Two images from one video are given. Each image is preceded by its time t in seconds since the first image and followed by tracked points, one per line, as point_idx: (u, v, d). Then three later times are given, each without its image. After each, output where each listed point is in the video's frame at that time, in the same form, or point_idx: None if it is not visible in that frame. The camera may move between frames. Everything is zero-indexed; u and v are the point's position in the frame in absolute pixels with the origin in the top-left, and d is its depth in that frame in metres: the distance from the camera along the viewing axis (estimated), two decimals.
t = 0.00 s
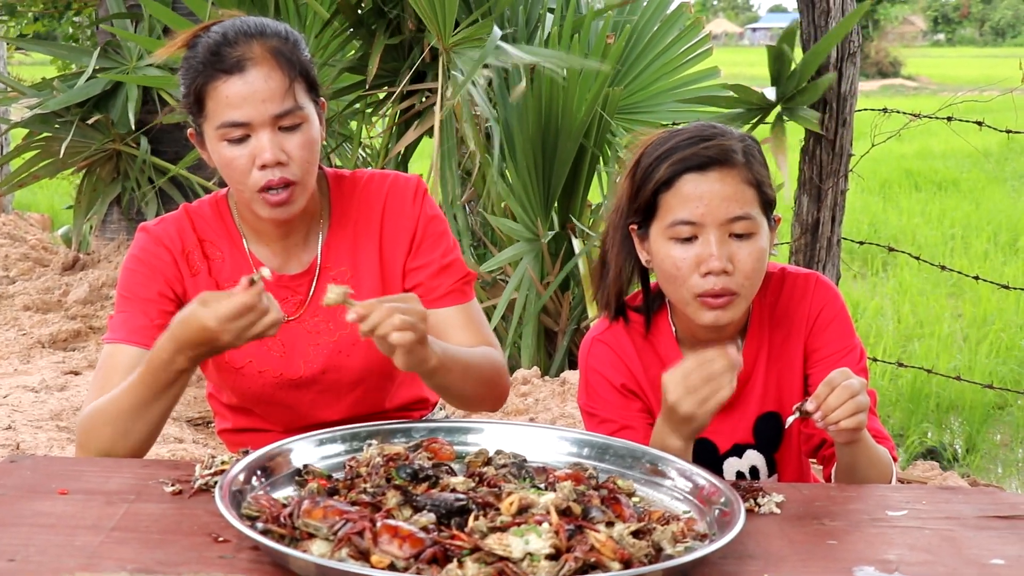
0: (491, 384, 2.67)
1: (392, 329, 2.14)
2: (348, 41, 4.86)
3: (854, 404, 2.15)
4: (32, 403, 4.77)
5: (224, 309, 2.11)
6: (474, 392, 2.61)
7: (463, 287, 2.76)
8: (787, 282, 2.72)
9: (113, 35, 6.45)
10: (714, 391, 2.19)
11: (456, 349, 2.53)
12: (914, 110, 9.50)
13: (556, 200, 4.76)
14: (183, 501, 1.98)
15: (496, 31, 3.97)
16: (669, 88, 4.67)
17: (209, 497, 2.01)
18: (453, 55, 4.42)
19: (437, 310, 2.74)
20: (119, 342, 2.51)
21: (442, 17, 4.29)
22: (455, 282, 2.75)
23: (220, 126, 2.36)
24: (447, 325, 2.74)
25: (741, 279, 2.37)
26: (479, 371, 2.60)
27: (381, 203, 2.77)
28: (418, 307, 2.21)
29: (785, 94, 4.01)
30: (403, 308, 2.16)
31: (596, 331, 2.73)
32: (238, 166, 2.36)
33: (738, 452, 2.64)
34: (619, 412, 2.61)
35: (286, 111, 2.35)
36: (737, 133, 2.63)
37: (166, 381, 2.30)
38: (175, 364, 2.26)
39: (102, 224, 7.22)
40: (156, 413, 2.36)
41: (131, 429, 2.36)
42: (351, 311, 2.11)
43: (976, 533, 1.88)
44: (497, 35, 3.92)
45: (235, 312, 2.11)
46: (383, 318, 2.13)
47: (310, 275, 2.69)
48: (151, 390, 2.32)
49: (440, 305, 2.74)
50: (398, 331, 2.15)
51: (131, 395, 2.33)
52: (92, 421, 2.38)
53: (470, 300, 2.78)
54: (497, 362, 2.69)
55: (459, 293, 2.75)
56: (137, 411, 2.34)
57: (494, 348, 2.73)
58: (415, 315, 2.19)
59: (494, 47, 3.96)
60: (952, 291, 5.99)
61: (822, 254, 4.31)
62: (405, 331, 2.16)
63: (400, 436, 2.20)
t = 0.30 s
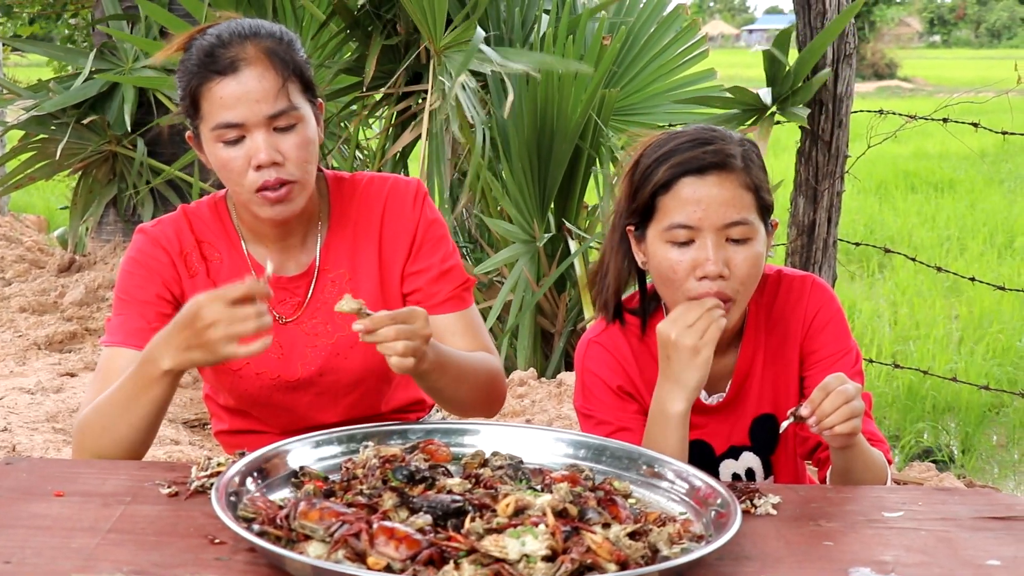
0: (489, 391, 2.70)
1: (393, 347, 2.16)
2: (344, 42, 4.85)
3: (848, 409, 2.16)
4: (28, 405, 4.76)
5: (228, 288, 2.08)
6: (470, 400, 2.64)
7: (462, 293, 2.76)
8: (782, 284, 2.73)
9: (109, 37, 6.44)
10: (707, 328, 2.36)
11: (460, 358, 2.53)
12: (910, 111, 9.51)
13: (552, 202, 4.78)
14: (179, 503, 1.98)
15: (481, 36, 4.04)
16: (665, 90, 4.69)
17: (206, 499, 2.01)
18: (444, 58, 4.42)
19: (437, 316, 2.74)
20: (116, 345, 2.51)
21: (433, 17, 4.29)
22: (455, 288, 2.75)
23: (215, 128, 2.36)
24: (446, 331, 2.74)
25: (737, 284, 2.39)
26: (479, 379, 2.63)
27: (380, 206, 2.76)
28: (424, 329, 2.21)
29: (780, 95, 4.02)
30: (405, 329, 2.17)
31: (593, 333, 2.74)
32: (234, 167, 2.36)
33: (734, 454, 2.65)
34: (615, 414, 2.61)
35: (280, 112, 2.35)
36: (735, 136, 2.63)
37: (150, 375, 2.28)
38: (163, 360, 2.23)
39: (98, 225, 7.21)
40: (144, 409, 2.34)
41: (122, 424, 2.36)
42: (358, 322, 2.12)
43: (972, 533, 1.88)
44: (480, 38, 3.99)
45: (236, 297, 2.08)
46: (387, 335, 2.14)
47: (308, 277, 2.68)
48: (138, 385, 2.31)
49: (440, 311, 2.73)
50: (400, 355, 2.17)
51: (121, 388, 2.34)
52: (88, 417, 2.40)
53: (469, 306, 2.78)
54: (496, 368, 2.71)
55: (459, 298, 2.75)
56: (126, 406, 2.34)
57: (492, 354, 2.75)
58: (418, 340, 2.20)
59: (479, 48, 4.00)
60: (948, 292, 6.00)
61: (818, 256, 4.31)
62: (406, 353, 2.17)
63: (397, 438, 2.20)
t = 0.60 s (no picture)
0: (483, 395, 2.71)
1: (362, 352, 2.17)
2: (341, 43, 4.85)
3: (844, 408, 2.16)
4: (25, 406, 4.76)
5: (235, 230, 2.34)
6: (461, 403, 2.64)
7: (460, 297, 2.77)
8: (779, 284, 2.73)
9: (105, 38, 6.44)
10: (704, 327, 2.38)
11: (448, 362, 2.54)
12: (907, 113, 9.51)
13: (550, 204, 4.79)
14: (176, 505, 1.97)
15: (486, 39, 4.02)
16: (662, 91, 4.70)
17: (202, 500, 2.00)
18: (445, 58, 4.41)
19: (434, 321, 2.75)
20: (115, 345, 2.51)
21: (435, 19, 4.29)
22: (453, 293, 2.76)
23: (188, 146, 2.32)
24: (444, 334, 2.76)
25: (732, 286, 2.39)
26: (469, 382, 2.63)
27: (378, 207, 2.76)
28: (398, 333, 2.21)
29: (779, 96, 4.03)
30: (375, 334, 2.17)
31: (589, 334, 2.73)
32: (209, 184, 2.32)
33: (730, 455, 2.65)
34: (612, 415, 2.61)
35: (249, 130, 2.30)
36: (736, 139, 2.62)
37: (165, 333, 2.37)
38: (178, 310, 2.33)
39: (95, 226, 7.21)
40: (158, 373, 2.41)
41: (137, 395, 2.42)
42: (330, 323, 2.12)
43: (969, 534, 1.88)
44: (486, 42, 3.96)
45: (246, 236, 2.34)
46: (359, 339, 2.15)
47: (305, 279, 2.67)
48: (150, 348, 2.39)
49: (438, 316, 2.75)
50: (370, 358, 2.18)
51: (133, 357, 2.41)
52: (97, 399, 2.43)
53: (467, 310, 2.79)
54: (491, 372, 2.71)
55: (456, 304, 2.76)
56: (139, 374, 2.41)
57: (489, 358, 2.77)
58: (390, 344, 2.20)
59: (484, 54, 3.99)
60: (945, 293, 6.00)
61: (815, 256, 4.31)
62: (376, 356, 2.18)
63: (394, 439, 2.20)
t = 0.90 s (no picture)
0: (475, 394, 2.72)
1: (345, 351, 2.16)
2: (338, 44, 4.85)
3: (839, 406, 2.16)
4: (22, 407, 4.75)
5: (214, 219, 2.36)
6: (453, 402, 2.65)
7: (453, 297, 2.77)
8: (775, 284, 2.73)
9: (102, 39, 6.44)
10: (700, 326, 2.40)
11: (435, 360, 2.54)
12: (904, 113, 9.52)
13: (547, 205, 4.79)
14: (173, 506, 1.97)
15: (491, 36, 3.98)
16: (660, 91, 4.68)
17: (199, 501, 2.00)
18: (446, 57, 4.40)
19: (428, 321, 2.76)
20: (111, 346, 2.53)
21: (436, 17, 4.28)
22: (445, 293, 2.76)
23: (177, 153, 2.31)
24: (437, 335, 2.76)
25: (728, 286, 2.39)
26: (460, 380, 2.63)
27: (370, 207, 2.76)
28: (380, 332, 2.21)
29: (778, 97, 4.03)
30: (356, 333, 2.17)
31: (584, 335, 2.73)
32: (196, 190, 2.32)
33: (727, 455, 2.65)
34: (608, 415, 2.62)
35: (236, 143, 2.28)
36: (735, 139, 2.62)
37: (152, 328, 2.40)
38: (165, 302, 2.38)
39: (91, 227, 7.20)
40: (147, 369, 2.44)
41: (128, 392, 2.44)
42: (311, 325, 2.12)
43: (965, 534, 1.89)
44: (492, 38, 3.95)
45: (226, 225, 2.36)
46: (341, 340, 2.14)
47: (298, 278, 2.68)
48: (140, 342, 2.42)
49: (431, 316, 2.75)
50: (354, 358, 2.17)
51: (122, 354, 2.44)
52: (90, 397, 2.45)
53: (460, 310, 2.79)
54: (482, 371, 2.72)
55: (450, 303, 2.76)
56: (129, 371, 2.44)
57: (482, 358, 2.77)
58: (373, 342, 2.20)
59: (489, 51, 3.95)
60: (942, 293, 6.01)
61: (812, 257, 4.31)
62: (359, 355, 2.17)
63: (390, 440, 2.20)
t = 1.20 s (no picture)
0: (473, 394, 2.72)
1: (339, 348, 2.16)
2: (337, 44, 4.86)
3: (836, 407, 2.16)
4: (20, 408, 4.75)
5: (213, 221, 2.36)
6: (450, 401, 2.65)
7: (450, 298, 2.77)
8: (773, 284, 2.73)
9: (100, 40, 6.43)
10: (701, 330, 2.40)
11: (432, 359, 2.54)
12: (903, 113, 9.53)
13: (546, 206, 4.79)
14: (171, 506, 1.97)
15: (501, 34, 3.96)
16: (658, 91, 4.69)
17: (198, 501, 2.00)
18: (452, 55, 4.39)
19: (425, 321, 2.75)
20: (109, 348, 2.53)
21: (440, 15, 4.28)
22: (443, 293, 2.76)
23: (178, 152, 2.30)
24: (434, 335, 2.76)
25: (727, 286, 2.38)
26: (457, 380, 2.63)
27: (368, 208, 2.76)
28: (372, 327, 2.21)
29: (778, 96, 4.02)
30: (349, 331, 2.17)
31: (582, 335, 2.73)
32: (195, 190, 2.31)
33: (725, 455, 2.65)
34: (606, 415, 2.62)
35: (239, 144, 2.28)
36: (731, 139, 2.62)
37: (149, 330, 2.40)
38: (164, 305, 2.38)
39: (89, 228, 7.20)
40: (144, 371, 2.44)
41: (126, 394, 2.44)
42: (304, 324, 2.12)
43: (963, 534, 1.89)
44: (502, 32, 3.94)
45: (224, 227, 2.37)
46: (333, 337, 2.14)
47: (295, 278, 2.68)
48: (137, 344, 2.42)
49: (428, 316, 2.75)
50: (348, 354, 2.18)
51: (119, 356, 2.44)
52: (87, 400, 2.45)
53: (458, 310, 2.79)
54: (480, 371, 2.72)
55: (447, 304, 2.76)
56: (126, 373, 2.44)
57: (479, 358, 2.77)
58: (366, 338, 2.20)
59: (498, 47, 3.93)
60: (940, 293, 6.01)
61: (810, 257, 4.31)
62: (353, 351, 2.18)
63: (389, 440, 2.20)
